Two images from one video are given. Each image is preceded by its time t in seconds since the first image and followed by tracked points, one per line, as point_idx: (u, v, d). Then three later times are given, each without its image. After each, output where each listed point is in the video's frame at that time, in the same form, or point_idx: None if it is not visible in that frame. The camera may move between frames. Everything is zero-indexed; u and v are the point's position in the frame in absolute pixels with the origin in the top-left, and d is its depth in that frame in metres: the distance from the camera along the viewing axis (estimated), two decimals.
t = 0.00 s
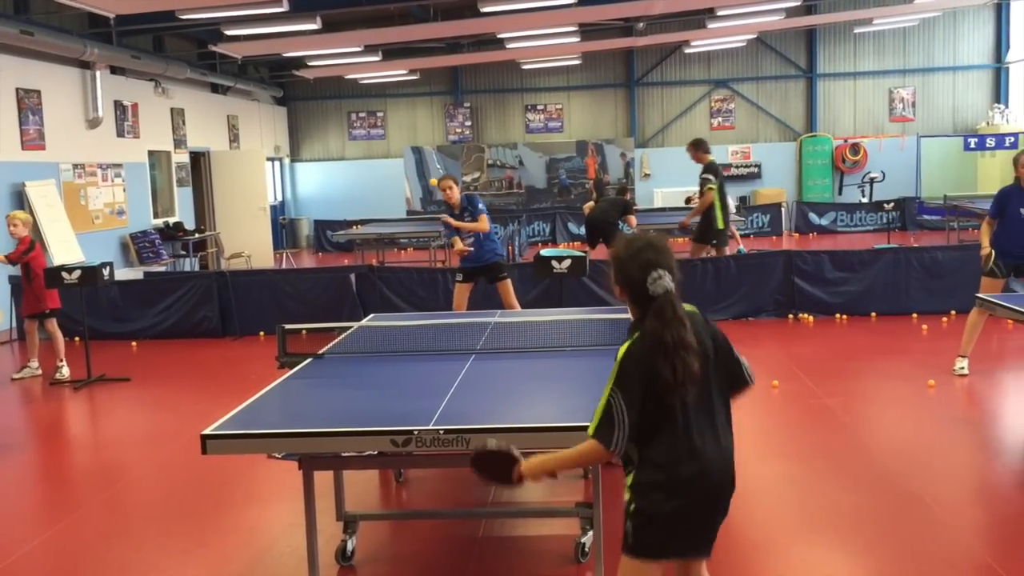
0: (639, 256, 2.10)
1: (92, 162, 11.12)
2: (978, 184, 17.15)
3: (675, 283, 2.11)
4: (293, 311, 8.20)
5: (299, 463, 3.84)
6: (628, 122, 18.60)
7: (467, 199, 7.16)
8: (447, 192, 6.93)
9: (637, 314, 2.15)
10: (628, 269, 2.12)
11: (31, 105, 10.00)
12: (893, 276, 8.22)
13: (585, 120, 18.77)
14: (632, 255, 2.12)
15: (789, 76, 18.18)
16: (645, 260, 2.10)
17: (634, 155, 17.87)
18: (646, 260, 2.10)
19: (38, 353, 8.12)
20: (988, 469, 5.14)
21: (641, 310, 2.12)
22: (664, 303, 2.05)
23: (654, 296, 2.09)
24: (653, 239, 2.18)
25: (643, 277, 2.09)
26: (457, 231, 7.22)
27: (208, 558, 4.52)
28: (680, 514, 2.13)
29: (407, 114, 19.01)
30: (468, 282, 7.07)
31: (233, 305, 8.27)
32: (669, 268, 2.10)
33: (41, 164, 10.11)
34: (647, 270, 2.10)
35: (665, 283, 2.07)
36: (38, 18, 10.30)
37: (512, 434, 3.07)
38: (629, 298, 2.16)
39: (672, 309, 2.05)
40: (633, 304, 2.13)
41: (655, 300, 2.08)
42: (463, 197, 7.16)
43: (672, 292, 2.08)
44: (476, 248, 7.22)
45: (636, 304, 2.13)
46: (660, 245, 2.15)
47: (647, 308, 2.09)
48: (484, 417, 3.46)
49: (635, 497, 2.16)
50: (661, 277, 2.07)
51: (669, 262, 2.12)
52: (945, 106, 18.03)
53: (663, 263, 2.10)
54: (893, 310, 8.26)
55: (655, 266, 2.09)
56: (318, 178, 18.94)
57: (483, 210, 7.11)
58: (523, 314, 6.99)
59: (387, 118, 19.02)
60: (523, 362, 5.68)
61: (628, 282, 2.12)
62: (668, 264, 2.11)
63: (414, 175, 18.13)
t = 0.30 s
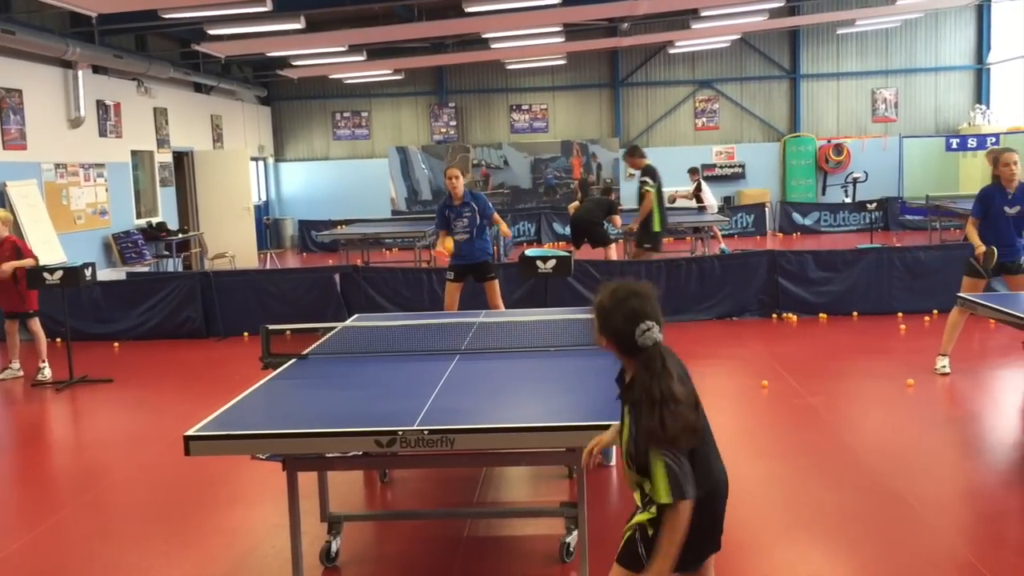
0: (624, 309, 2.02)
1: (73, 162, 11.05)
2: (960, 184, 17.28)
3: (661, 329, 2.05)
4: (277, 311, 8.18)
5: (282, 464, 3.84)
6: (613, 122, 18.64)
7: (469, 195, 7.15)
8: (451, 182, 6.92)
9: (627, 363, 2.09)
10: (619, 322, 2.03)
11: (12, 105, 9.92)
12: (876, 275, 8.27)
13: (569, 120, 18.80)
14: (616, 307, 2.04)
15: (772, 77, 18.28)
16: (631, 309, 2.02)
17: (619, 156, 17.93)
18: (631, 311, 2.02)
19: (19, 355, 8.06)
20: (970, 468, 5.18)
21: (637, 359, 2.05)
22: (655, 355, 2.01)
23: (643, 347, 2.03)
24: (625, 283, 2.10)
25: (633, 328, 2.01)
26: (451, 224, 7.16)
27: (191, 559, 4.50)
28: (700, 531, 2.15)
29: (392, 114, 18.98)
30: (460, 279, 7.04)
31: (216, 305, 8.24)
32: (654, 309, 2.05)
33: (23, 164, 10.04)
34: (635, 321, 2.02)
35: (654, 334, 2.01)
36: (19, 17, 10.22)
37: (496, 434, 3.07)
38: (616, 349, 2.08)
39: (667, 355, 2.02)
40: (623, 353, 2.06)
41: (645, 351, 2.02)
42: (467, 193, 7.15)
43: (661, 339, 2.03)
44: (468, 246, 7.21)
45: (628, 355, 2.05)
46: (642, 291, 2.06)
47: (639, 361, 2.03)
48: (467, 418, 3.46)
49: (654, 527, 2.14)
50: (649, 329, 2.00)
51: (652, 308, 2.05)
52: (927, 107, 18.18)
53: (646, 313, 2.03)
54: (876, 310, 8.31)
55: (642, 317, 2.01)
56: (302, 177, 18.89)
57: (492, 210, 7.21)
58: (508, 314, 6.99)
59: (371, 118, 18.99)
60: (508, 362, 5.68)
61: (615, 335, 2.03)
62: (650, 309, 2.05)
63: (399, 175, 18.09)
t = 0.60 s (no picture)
0: (665, 322, 1.95)
1: (55, 161, 10.98)
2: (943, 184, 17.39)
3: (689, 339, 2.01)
4: (260, 311, 8.14)
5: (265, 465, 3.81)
6: (597, 121, 18.67)
7: (480, 194, 7.14)
8: (463, 178, 6.87)
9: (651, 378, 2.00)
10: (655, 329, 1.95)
11: None
12: (859, 275, 8.31)
13: (554, 120, 18.81)
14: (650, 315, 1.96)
15: (756, 77, 18.35)
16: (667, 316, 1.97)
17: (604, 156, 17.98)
18: (670, 324, 1.95)
19: None
20: (951, 465, 5.22)
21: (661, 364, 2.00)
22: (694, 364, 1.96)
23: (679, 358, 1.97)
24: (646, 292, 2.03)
25: (669, 338, 1.95)
26: (459, 220, 7.16)
27: (174, 560, 4.47)
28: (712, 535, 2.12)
29: (376, 113, 18.94)
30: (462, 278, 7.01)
31: (199, 305, 8.20)
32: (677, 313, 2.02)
33: (3, 163, 9.95)
34: (673, 333, 1.96)
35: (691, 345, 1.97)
36: None
37: (482, 434, 3.06)
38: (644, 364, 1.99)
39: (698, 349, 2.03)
40: (649, 366, 1.99)
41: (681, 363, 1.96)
42: (478, 191, 7.13)
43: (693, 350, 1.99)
44: (472, 243, 7.18)
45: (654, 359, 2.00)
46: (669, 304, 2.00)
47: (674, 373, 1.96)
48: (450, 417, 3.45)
49: (668, 534, 2.11)
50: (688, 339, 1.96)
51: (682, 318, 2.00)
52: (909, 106, 18.32)
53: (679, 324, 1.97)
54: (859, 308, 8.35)
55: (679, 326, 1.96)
56: (286, 177, 18.82)
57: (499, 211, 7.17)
58: (492, 314, 6.97)
59: (356, 117, 18.94)
60: (492, 361, 5.68)
61: (652, 346, 1.95)
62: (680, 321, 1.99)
63: (384, 174, 18.05)
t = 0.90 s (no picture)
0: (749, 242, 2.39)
1: (34, 162, 10.89)
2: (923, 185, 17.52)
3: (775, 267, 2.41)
4: (242, 313, 8.11)
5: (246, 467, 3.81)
6: (580, 123, 18.70)
7: (473, 194, 7.17)
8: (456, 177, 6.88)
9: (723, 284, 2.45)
10: (735, 249, 2.39)
11: None
12: (839, 276, 8.37)
13: (536, 121, 18.82)
14: (733, 238, 2.41)
15: (738, 78, 18.44)
16: (749, 242, 2.40)
17: (587, 157, 18.03)
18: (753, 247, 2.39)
19: None
20: (931, 464, 5.27)
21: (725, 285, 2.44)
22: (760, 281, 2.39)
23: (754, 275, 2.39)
24: (749, 227, 2.49)
25: (750, 255, 2.38)
26: (451, 219, 7.18)
27: (155, 563, 4.45)
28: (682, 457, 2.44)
29: (358, 114, 18.90)
30: (449, 279, 7.06)
31: (180, 307, 8.16)
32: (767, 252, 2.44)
33: None
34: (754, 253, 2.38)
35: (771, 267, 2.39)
36: None
37: (463, 435, 3.07)
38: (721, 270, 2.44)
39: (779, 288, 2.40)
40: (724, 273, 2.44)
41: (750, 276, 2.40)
42: (471, 192, 7.16)
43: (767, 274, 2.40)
44: (462, 243, 7.24)
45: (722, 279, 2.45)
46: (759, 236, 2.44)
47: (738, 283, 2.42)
48: (431, 418, 3.46)
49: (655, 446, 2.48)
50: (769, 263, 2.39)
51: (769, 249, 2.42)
52: (890, 107, 18.44)
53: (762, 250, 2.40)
54: (840, 308, 8.41)
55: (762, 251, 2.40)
56: (268, 178, 18.74)
57: (490, 213, 7.25)
58: (474, 315, 6.95)
59: (338, 118, 18.89)
60: (474, 363, 5.69)
61: (728, 254, 2.40)
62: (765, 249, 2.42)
63: (367, 176, 18.01)
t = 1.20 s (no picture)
0: (745, 286, 2.29)
1: (6, 166, 10.79)
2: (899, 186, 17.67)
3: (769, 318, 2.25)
4: (219, 317, 8.07)
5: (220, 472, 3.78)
6: (557, 125, 18.75)
7: (448, 198, 7.15)
8: (429, 181, 6.94)
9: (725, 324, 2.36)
10: (729, 294, 2.32)
11: None
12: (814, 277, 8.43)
13: (513, 123, 18.86)
14: (739, 280, 2.32)
15: (714, 81, 18.59)
16: (744, 289, 2.29)
17: (563, 159, 18.02)
18: (748, 291, 2.28)
19: None
20: (905, 463, 5.31)
21: (726, 330, 2.35)
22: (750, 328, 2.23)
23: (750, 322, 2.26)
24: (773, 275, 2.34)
25: (743, 299, 2.28)
26: (425, 223, 7.21)
27: (128, 570, 4.41)
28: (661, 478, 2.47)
29: (335, 117, 18.88)
30: (421, 282, 7.06)
31: (155, 312, 8.11)
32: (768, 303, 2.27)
33: None
34: (748, 299, 2.27)
35: (760, 315, 2.24)
36: None
37: (439, 438, 3.06)
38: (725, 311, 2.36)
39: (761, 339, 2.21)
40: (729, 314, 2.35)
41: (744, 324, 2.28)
42: (446, 195, 7.15)
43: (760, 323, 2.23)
44: (436, 246, 7.25)
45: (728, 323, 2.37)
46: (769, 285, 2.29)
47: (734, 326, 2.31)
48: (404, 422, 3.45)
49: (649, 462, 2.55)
50: (758, 309, 2.25)
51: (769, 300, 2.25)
52: (864, 109, 18.63)
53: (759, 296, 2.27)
54: (814, 308, 8.47)
55: (756, 298, 2.26)
56: (244, 182, 18.63)
57: (466, 217, 7.20)
58: (451, 318, 6.95)
59: (315, 121, 18.87)
60: (451, 365, 5.68)
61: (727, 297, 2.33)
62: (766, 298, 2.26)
63: (345, 180, 17.90)
